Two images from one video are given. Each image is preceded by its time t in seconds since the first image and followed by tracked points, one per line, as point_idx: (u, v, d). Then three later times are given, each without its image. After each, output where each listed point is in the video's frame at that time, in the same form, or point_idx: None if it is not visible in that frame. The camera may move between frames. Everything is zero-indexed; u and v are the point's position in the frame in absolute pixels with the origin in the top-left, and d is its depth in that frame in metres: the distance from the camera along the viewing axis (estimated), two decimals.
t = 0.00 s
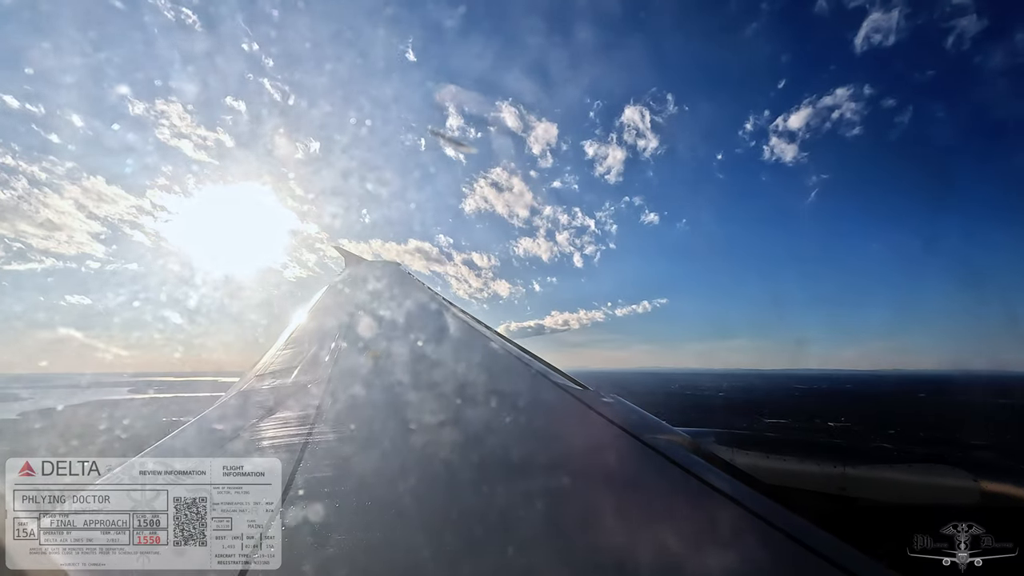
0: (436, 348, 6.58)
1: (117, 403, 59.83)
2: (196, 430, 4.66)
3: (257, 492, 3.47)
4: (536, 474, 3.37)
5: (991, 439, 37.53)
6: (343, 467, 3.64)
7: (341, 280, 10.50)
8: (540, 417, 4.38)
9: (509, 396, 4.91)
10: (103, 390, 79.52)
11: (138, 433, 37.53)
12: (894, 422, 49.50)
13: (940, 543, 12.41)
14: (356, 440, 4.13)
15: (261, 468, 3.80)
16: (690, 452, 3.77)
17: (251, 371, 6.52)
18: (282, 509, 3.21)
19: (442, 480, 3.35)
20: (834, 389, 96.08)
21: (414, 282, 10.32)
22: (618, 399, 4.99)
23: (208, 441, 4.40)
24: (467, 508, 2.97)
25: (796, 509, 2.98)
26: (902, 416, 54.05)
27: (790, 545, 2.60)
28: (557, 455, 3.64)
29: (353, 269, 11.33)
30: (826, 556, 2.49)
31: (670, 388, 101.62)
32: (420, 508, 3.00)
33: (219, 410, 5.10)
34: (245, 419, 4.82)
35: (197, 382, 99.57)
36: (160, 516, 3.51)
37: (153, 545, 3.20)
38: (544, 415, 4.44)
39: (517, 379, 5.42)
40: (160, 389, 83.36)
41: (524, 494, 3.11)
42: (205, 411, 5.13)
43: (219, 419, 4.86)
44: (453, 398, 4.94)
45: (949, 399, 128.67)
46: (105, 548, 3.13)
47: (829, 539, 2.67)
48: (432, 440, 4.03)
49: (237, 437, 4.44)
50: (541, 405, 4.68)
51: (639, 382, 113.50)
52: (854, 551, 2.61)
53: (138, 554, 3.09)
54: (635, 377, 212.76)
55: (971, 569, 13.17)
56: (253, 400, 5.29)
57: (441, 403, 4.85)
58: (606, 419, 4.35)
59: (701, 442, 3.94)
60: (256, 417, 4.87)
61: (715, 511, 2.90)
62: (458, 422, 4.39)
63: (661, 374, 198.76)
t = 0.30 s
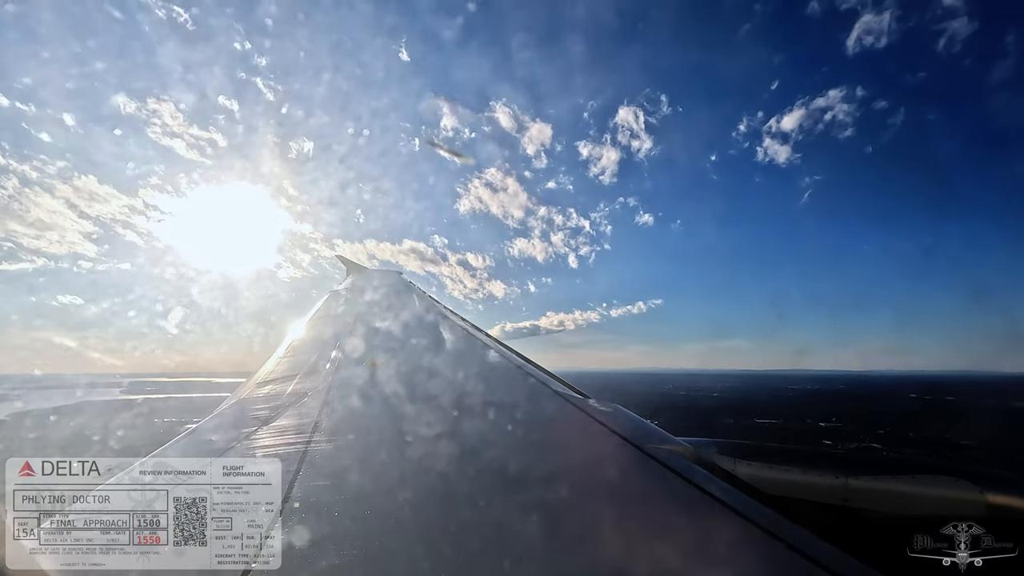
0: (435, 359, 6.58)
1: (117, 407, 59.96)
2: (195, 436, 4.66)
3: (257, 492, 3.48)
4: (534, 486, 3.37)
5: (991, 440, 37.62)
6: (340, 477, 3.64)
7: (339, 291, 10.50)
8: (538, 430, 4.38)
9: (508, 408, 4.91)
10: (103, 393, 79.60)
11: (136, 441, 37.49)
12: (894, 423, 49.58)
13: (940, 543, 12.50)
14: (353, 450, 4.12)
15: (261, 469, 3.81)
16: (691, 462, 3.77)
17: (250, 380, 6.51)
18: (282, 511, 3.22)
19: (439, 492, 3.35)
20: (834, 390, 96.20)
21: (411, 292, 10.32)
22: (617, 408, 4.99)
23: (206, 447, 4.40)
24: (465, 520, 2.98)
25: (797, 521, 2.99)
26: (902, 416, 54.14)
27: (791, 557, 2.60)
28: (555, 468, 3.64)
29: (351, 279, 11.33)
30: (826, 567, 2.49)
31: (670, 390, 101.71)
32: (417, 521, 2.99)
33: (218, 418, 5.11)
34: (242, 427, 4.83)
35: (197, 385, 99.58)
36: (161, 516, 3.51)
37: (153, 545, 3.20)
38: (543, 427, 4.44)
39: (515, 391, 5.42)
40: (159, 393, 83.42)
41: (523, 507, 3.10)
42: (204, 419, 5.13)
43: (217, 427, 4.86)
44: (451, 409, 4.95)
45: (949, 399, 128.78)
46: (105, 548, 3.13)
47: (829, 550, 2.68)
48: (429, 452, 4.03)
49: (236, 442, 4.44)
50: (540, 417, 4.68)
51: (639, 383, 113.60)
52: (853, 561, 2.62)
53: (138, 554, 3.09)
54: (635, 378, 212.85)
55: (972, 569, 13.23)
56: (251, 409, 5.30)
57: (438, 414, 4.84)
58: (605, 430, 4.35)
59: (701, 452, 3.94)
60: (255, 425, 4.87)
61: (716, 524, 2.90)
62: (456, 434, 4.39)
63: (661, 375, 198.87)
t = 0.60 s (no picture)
0: (441, 356, 6.57)
1: (119, 406, 60.06)
2: (198, 434, 4.67)
3: (257, 492, 3.48)
4: (540, 483, 3.36)
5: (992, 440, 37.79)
6: (343, 474, 3.64)
7: (344, 288, 10.49)
8: (544, 426, 4.37)
9: (513, 405, 4.90)
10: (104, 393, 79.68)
11: (139, 439, 37.56)
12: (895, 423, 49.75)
13: (940, 543, 12.69)
14: (360, 446, 4.12)
15: (261, 469, 3.80)
16: (693, 462, 3.77)
17: (255, 378, 6.52)
18: (282, 511, 3.22)
19: (445, 489, 3.34)
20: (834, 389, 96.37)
21: (416, 289, 10.30)
22: (620, 407, 4.98)
23: (207, 446, 4.40)
24: (472, 517, 2.97)
25: (800, 520, 2.99)
26: (903, 416, 54.31)
27: (795, 555, 2.61)
28: (561, 465, 3.62)
29: (355, 277, 11.31)
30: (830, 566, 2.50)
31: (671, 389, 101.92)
32: (422, 518, 2.99)
33: (220, 417, 5.11)
34: (244, 425, 4.82)
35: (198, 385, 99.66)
36: (160, 516, 3.51)
37: (153, 545, 3.20)
38: (549, 424, 4.43)
39: (521, 387, 5.41)
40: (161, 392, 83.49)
41: (529, 504, 3.09)
42: (208, 416, 5.15)
43: (219, 426, 4.86)
44: (457, 406, 4.94)
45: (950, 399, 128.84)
46: (105, 547, 3.13)
47: (833, 549, 2.69)
48: (436, 449, 4.02)
49: (237, 441, 4.45)
50: (545, 414, 4.66)
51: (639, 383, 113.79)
52: (858, 562, 2.62)
53: (138, 554, 3.10)
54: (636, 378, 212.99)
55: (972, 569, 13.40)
56: (254, 407, 5.30)
57: (445, 411, 4.83)
58: (609, 428, 4.34)
59: (703, 453, 3.94)
60: (258, 423, 4.87)
61: (720, 523, 2.89)
62: (462, 430, 4.39)
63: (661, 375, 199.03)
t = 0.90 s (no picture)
0: (442, 352, 6.55)
1: (119, 405, 60.08)
2: (198, 432, 4.67)
3: (257, 492, 3.47)
4: (542, 479, 3.36)
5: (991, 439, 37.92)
6: (345, 471, 3.63)
7: (345, 285, 10.46)
8: (546, 422, 4.35)
9: (515, 401, 4.88)
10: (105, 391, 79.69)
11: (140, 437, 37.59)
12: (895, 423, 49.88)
13: (940, 543, 12.79)
14: (362, 443, 4.11)
15: (261, 469, 3.79)
16: (694, 457, 3.76)
17: (256, 376, 6.51)
18: (282, 510, 3.21)
19: (448, 485, 3.33)
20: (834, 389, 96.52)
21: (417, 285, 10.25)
22: (622, 403, 4.97)
23: (207, 444, 4.39)
24: (474, 513, 2.97)
25: (802, 515, 2.99)
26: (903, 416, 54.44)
27: (798, 551, 2.60)
28: (563, 460, 3.62)
29: (356, 274, 11.27)
30: (833, 563, 2.49)
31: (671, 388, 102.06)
32: (424, 513, 2.99)
33: (221, 414, 5.10)
34: (244, 424, 4.81)
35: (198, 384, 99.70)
36: (161, 516, 3.51)
37: (153, 545, 3.20)
38: (551, 419, 4.41)
39: (523, 383, 5.39)
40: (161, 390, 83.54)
41: (531, 500, 3.09)
42: (209, 414, 5.14)
43: (219, 424, 4.85)
44: (459, 402, 4.93)
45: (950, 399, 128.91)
46: (105, 548, 3.13)
47: (835, 545, 2.68)
48: (437, 445, 4.01)
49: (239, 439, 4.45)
50: (547, 410, 4.64)
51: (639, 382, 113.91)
52: (861, 558, 2.61)
53: (138, 554, 3.10)
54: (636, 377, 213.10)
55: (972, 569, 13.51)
56: (255, 405, 5.28)
57: (447, 407, 4.83)
58: (610, 423, 4.33)
59: (705, 448, 3.93)
60: (259, 420, 4.87)
61: (723, 518, 2.88)
62: (464, 426, 4.37)
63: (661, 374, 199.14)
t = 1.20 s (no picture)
0: (441, 349, 6.52)
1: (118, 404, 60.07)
2: (197, 430, 4.66)
3: (257, 491, 3.46)
4: (541, 476, 3.35)
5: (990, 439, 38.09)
6: (345, 469, 3.62)
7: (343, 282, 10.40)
8: (546, 419, 4.34)
9: (515, 398, 4.86)
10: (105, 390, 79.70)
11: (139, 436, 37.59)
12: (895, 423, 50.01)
13: (940, 544, 12.87)
14: (361, 440, 4.10)
15: (261, 468, 3.78)
16: (694, 452, 3.76)
17: (255, 374, 6.50)
18: (282, 510, 3.20)
19: (447, 482, 3.33)
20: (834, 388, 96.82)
21: (416, 281, 10.16)
22: (621, 398, 4.96)
23: (206, 442, 4.37)
24: (474, 510, 2.98)
25: (802, 510, 3.00)
26: (902, 415, 54.70)
27: (800, 546, 2.61)
28: (562, 458, 3.61)
29: (355, 271, 11.20)
30: (834, 558, 2.50)
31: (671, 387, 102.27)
32: (423, 511, 2.99)
33: (220, 412, 5.09)
34: (244, 421, 4.80)
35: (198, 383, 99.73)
36: (160, 516, 3.51)
37: (153, 545, 3.20)
38: (551, 416, 4.39)
39: (523, 380, 5.37)
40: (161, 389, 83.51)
41: (530, 497, 3.09)
42: (208, 411, 5.14)
43: (218, 422, 4.84)
44: (458, 399, 4.91)
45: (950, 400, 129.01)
46: (105, 548, 3.13)
47: (835, 541, 2.69)
48: (436, 443, 4.00)
49: (237, 437, 4.44)
50: (547, 407, 4.63)
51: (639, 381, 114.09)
52: (861, 553, 2.62)
53: (138, 554, 3.10)
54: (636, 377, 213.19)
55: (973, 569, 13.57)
56: (254, 403, 5.26)
57: (446, 404, 4.81)
58: (610, 419, 4.33)
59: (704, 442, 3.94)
60: (258, 418, 4.85)
61: (723, 513, 2.89)
62: (463, 423, 4.36)
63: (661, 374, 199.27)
